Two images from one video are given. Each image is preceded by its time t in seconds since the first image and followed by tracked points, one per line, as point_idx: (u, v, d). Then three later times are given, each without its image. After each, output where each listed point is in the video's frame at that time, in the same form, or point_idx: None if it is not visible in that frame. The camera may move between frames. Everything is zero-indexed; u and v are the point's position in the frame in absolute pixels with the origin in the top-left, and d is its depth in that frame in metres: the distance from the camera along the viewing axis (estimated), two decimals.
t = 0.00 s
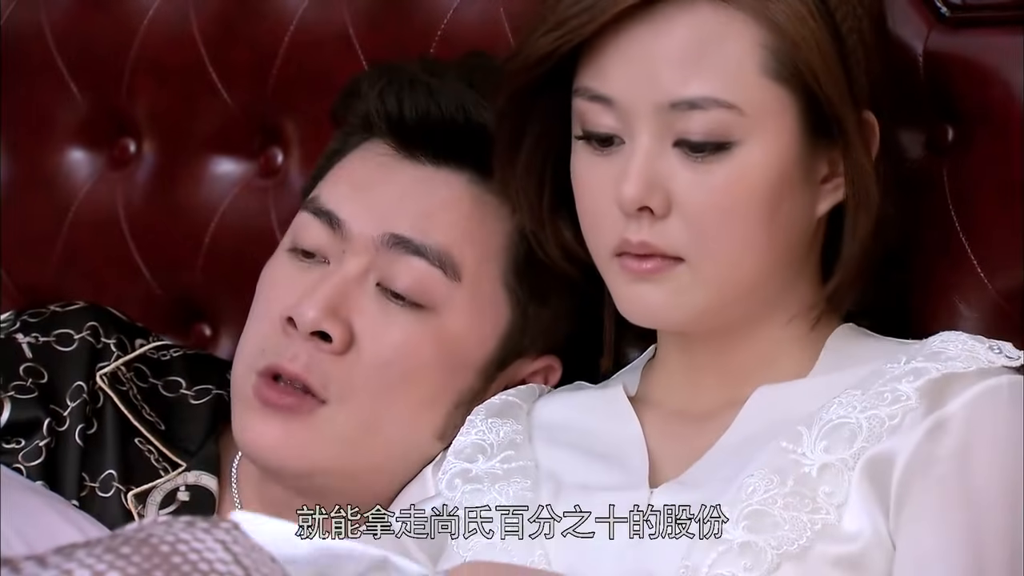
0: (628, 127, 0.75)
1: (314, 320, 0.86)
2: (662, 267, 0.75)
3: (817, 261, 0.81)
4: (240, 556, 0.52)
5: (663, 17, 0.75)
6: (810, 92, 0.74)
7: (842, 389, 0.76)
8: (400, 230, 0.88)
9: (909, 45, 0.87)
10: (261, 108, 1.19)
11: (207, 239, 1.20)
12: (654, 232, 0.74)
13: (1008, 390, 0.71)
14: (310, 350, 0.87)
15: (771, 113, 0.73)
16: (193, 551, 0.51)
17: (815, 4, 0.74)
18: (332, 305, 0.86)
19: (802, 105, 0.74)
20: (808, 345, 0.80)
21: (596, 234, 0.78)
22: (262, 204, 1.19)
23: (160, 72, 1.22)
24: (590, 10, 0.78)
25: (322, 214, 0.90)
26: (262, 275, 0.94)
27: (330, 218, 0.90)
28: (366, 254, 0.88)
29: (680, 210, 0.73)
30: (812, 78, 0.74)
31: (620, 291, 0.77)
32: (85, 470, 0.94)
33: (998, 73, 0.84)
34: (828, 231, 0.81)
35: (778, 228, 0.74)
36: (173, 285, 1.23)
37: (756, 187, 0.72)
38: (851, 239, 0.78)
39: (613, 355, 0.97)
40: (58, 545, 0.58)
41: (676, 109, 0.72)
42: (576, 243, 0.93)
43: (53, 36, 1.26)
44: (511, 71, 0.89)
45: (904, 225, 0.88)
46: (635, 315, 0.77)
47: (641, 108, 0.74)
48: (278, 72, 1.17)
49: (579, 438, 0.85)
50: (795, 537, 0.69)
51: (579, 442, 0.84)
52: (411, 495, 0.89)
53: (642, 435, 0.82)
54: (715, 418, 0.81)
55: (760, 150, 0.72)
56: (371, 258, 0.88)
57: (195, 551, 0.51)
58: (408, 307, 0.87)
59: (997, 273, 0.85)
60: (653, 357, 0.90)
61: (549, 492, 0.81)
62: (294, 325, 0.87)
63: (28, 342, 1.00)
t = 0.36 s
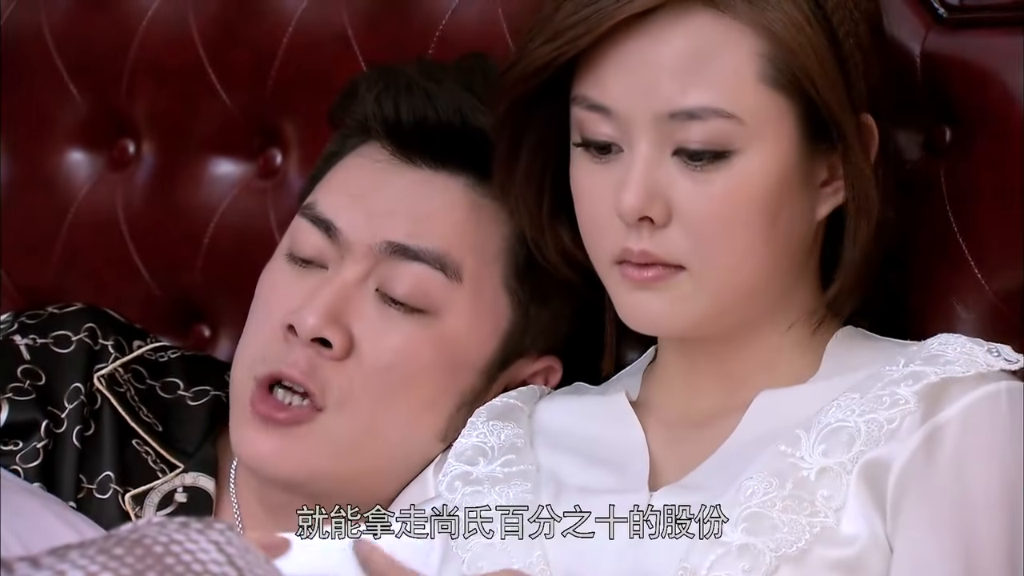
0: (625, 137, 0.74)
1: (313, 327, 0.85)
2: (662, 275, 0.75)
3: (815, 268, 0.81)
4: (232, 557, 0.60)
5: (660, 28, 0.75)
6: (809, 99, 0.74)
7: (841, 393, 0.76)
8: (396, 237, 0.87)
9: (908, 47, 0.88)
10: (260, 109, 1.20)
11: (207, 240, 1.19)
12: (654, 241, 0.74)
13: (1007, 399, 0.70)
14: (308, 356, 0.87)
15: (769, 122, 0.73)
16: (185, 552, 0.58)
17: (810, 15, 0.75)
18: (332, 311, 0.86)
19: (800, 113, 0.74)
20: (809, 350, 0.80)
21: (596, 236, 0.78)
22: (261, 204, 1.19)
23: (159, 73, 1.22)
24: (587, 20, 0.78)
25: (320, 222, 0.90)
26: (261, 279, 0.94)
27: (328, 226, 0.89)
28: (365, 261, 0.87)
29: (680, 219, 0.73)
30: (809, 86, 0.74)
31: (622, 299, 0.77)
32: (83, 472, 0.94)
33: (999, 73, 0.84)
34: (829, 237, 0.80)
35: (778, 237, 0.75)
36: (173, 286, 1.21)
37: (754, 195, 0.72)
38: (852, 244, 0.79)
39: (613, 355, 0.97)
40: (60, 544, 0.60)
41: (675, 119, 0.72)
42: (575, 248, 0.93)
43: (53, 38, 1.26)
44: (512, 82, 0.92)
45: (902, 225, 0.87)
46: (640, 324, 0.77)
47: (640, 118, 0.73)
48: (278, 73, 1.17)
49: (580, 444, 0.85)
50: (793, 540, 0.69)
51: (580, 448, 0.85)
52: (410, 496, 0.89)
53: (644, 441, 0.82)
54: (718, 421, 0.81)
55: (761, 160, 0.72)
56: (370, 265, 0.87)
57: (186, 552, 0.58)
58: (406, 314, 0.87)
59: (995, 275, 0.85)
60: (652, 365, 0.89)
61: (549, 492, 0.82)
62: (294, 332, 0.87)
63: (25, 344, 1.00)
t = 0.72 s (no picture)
0: (624, 146, 0.75)
1: (318, 331, 0.86)
2: (662, 283, 0.75)
3: (817, 270, 0.81)
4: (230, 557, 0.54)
5: (654, 37, 0.75)
6: (805, 105, 0.74)
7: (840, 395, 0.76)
8: (397, 245, 0.87)
9: (908, 49, 0.87)
10: (261, 109, 1.19)
11: (208, 240, 1.20)
12: (655, 251, 0.74)
13: (1006, 398, 0.71)
14: (315, 358, 0.87)
15: (768, 128, 0.73)
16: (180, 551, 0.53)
17: (804, 19, 0.75)
18: (335, 314, 0.86)
19: (796, 119, 0.74)
20: (809, 353, 0.80)
21: (594, 240, 0.78)
22: (262, 204, 1.19)
23: (161, 74, 1.22)
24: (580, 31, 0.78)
25: (322, 225, 0.90)
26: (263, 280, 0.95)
27: (330, 228, 0.89)
28: (369, 265, 0.87)
29: (680, 227, 0.73)
30: (806, 92, 0.74)
31: (624, 306, 0.77)
32: (82, 472, 0.94)
33: (998, 73, 0.83)
34: (829, 238, 0.81)
35: (778, 239, 0.74)
36: (174, 286, 1.24)
37: (753, 202, 0.72)
38: (851, 247, 0.79)
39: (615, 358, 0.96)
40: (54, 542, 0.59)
41: (672, 127, 0.72)
42: (576, 253, 0.94)
43: (55, 38, 1.26)
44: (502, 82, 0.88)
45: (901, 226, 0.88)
46: (641, 330, 0.77)
47: (638, 127, 0.73)
48: (278, 73, 1.17)
49: (580, 447, 0.85)
50: (793, 541, 0.69)
51: (580, 450, 0.85)
52: (411, 497, 0.89)
53: (645, 444, 0.82)
54: (722, 420, 0.81)
55: (759, 166, 0.72)
56: (373, 270, 0.87)
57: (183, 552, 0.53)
58: (414, 315, 0.88)
59: (994, 275, 0.85)
60: (654, 363, 0.89)
61: (549, 493, 0.82)
62: (297, 334, 0.87)
63: (26, 345, 1.00)
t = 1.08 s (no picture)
0: (620, 150, 0.75)
1: (318, 332, 0.86)
2: (662, 286, 0.75)
3: (816, 270, 0.81)
4: (224, 558, 0.52)
5: (649, 40, 0.75)
6: (800, 106, 0.74)
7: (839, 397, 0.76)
8: (397, 247, 0.88)
9: (908, 50, 0.87)
10: (263, 109, 1.19)
11: (210, 240, 1.21)
12: (653, 253, 0.74)
13: (1006, 399, 0.71)
14: (315, 359, 0.87)
15: (764, 129, 0.73)
16: (175, 552, 0.51)
17: (799, 21, 0.75)
18: (335, 316, 0.86)
19: (792, 120, 0.74)
20: (810, 353, 0.80)
21: (593, 242, 0.78)
22: (265, 205, 1.19)
23: (164, 74, 1.22)
24: (576, 33, 0.78)
25: (323, 226, 0.90)
26: (263, 281, 0.95)
27: (330, 229, 0.89)
28: (370, 266, 0.88)
29: (679, 230, 0.73)
30: (801, 94, 0.74)
31: (624, 308, 0.77)
32: (82, 474, 0.94)
33: (998, 74, 0.83)
34: (826, 239, 0.81)
35: (776, 240, 0.74)
36: (176, 287, 1.24)
37: (750, 204, 0.72)
38: (849, 247, 0.79)
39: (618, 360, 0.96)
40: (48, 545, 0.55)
41: (667, 131, 0.72)
42: (576, 258, 0.94)
43: (58, 39, 1.26)
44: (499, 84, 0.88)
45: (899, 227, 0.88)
46: (642, 333, 0.77)
47: (633, 131, 0.74)
48: (280, 74, 1.17)
49: (580, 448, 0.85)
50: (791, 544, 0.69)
51: (580, 452, 0.85)
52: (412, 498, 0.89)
53: (644, 444, 0.82)
54: (721, 424, 0.81)
55: (756, 167, 0.72)
56: (373, 271, 0.88)
57: (178, 552, 0.51)
58: (416, 315, 0.88)
59: (994, 275, 0.85)
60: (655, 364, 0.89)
61: (549, 493, 0.82)
62: (297, 334, 0.87)
63: (27, 346, 1.00)
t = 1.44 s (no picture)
0: (617, 151, 0.75)
1: (317, 331, 0.86)
2: (660, 286, 0.75)
3: (814, 268, 0.81)
4: (218, 558, 0.43)
5: (644, 41, 0.75)
6: (796, 107, 0.74)
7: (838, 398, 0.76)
8: (396, 246, 0.88)
9: (907, 50, 0.87)
10: (265, 109, 1.19)
11: (213, 240, 1.21)
12: (649, 255, 0.74)
13: (1005, 400, 0.71)
14: (313, 359, 0.87)
15: (761, 129, 0.73)
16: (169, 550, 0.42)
17: (794, 21, 0.75)
18: (334, 315, 0.86)
19: (788, 120, 0.74)
20: (809, 353, 0.80)
21: (591, 243, 0.78)
22: (267, 205, 1.19)
23: (167, 75, 1.22)
24: (571, 34, 0.78)
25: (322, 225, 0.90)
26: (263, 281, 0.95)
27: (330, 228, 0.89)
28: (369, 264, 0.88)
29: (676, 231, 0.73)
30: (796, 94, 0.74)
31: (621, 310, 0.77)
32: (83, 475, 0.94)
33: (997, 74, 0.83)
34: (824, 239, 0.82)
35: (773, 239, 0.74)
36: (179, 287, 1.24)
37: (747, 204, 0.72)
38: (846, 246, 0.79)
39: (619, 361, 0.96)
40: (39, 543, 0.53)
41: (663, 131, 0.72)
42: (574, 258, 0.93)
43: (61, 40, 1.26)
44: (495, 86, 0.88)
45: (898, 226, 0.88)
46: (640, 333, 0.76)
47: (629, 132, 0.74)
48: (283, 74, 1.17)
49: (579, 449, 0.85)
50: (790, 544, 0.69)
51: (580, 452, 0.85)
52: (411, 498, 0.89)
53: (644, 444, 0.82)
54: (720, 424, 0.81)
55: (752, 167, 0.72)
56: (372, 270, 0.88)
57: (171, 552, 0.42)
58: (415, 315, 0.88)
59: (994, 275, 0.85)
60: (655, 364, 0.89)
61: (547, 493, 0.82)
62: (295, 334, 0.87)
63: (28, 348, 1.00)
